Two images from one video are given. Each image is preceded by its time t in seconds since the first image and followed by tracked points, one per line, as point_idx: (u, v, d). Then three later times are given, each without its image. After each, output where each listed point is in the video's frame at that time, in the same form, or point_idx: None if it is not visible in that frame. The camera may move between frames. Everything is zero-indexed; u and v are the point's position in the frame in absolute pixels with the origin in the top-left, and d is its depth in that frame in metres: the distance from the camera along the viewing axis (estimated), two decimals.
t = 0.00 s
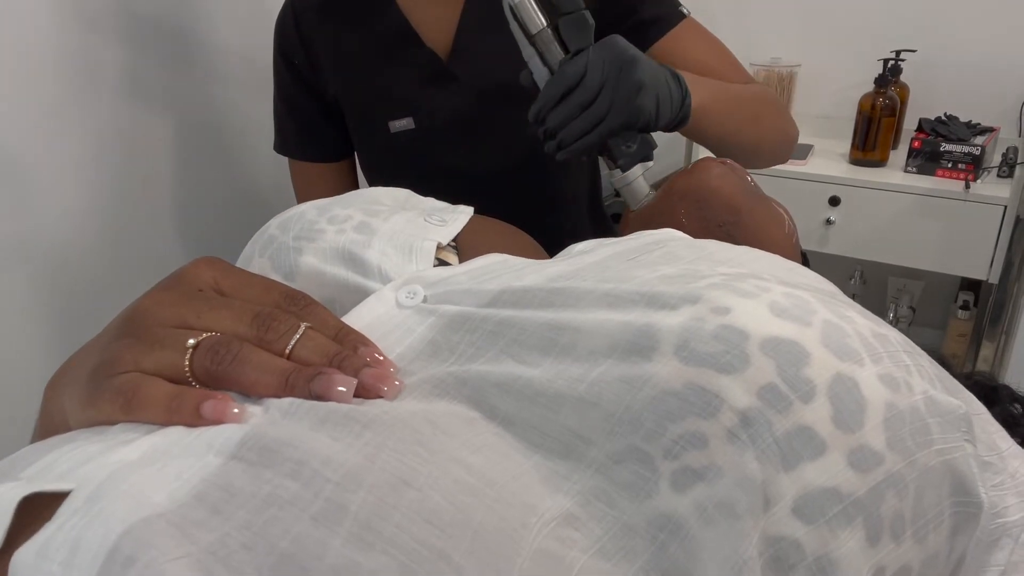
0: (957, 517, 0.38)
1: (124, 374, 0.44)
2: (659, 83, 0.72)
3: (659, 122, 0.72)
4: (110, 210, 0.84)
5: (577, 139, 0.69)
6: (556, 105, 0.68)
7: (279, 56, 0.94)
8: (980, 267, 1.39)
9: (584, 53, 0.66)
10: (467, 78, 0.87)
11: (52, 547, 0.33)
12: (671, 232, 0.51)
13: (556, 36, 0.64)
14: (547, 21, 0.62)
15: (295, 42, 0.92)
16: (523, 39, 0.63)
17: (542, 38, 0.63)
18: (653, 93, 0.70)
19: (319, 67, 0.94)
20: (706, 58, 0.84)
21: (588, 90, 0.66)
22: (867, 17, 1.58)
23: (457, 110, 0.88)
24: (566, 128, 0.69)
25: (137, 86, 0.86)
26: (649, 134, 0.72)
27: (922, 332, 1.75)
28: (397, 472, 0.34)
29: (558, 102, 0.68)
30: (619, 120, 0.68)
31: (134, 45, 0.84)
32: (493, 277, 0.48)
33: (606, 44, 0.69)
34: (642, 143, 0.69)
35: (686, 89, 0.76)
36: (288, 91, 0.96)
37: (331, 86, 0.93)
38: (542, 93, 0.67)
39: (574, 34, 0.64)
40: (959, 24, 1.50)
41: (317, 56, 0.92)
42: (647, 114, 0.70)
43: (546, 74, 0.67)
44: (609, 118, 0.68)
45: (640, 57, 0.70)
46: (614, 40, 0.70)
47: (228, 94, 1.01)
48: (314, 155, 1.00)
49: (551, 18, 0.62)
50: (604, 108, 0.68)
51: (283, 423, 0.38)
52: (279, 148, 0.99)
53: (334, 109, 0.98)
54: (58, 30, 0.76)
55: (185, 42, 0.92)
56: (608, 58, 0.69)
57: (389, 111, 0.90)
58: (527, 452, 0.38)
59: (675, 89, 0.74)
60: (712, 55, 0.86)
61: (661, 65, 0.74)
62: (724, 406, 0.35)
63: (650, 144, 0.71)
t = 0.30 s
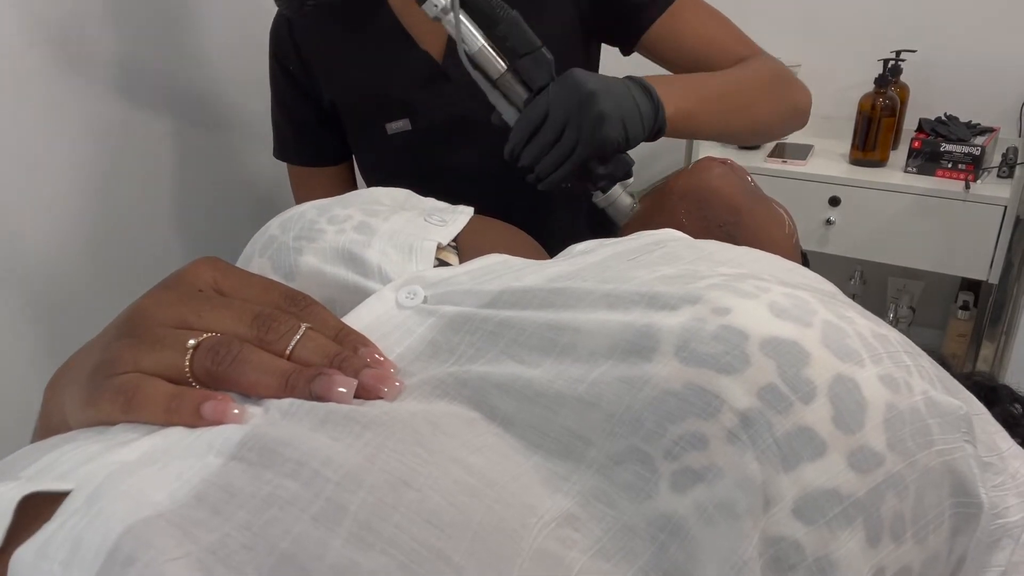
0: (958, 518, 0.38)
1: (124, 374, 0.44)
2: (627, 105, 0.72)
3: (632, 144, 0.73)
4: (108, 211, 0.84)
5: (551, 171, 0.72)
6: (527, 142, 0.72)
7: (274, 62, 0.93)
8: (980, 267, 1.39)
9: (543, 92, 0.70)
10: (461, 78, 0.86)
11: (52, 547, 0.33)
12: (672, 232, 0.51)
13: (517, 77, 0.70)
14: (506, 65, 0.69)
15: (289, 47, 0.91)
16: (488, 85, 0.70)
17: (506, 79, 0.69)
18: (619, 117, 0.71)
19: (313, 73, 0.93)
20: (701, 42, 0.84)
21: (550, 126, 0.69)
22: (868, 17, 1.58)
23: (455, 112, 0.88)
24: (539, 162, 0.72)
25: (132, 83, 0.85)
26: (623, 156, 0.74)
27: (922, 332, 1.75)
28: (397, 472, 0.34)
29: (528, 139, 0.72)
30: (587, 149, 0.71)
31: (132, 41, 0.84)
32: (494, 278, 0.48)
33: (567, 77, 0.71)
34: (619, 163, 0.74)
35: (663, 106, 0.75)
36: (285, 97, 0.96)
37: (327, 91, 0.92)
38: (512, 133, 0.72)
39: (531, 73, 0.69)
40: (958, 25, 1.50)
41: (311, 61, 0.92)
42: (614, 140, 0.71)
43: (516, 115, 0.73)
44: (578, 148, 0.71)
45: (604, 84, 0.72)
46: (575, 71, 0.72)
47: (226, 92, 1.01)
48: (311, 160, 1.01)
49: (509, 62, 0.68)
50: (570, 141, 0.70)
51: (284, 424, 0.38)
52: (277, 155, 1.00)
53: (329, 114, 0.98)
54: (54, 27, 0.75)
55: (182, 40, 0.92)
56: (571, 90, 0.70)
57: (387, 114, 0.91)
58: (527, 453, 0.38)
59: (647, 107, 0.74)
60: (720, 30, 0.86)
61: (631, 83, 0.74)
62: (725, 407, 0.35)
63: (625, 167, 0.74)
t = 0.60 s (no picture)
0: (958, 517, 0.38)
1: (125, 377, 0.44)
2: (601, 130, 0.71)
3: (609, 167, 0.72)
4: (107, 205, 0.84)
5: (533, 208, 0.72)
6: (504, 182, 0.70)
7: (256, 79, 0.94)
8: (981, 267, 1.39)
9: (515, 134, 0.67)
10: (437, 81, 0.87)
11: (54, 550, 0.34)
12: (671, 233, 0.51)
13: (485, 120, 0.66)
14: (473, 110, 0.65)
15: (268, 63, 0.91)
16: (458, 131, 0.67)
17: (474, 126, 0.66)
18: (595, 147, 0.70)
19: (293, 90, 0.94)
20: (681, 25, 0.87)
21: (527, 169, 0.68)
22: (868, 17, 1.58)
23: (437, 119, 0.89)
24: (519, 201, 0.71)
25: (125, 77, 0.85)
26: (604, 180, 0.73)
27: (921, 332, 1.75)
28: (398, 475, 0.34)
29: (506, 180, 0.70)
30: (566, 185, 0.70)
31: (123, 34, 0.83)
32: (494, 279, 0.48)
33: (536, 117, 0.68)
34: (599, 188, 0.73)
35: (636, 121, 0.74)
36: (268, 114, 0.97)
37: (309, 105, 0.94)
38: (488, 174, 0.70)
39: (502, 116, 0.66)
40: (958, 25, 1.50)
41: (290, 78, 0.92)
42: (593, 171, 0.70)
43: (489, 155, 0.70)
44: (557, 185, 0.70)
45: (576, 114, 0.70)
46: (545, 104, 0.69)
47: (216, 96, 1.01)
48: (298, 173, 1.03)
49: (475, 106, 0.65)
50: (548, 179, 0.69)
51: (285, 426, 0.38)
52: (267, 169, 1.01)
53: (314, 125, 1.00)
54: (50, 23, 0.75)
55: (172, 41, 0.91)
56: (543, 131, 0.67)
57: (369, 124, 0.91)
58: (527, 455, 0.38)
59: (622, 128, 0.73)
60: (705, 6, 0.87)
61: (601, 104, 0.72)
62: (724, 408, 0.35)
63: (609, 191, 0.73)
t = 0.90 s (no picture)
0: (958, 517, 0.38)
1: (124, 379, 0.44)
2: (587, 166, 0.77)
3: (598, 202, 0.77)
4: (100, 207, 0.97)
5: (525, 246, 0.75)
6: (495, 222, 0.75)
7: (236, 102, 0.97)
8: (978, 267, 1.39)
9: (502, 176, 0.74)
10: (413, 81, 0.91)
11: (53, 550, 0.34)
12: (671, 233, 0.51)
13: (468, 162, 0.75)
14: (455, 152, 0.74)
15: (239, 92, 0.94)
16: (443, 173, 0.75)
17: (458, 166, 0.75)
18: (581, 183, 0.75)
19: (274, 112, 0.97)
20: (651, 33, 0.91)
21: (514, 207, 0.74)
22: (868, 17, 1.58)
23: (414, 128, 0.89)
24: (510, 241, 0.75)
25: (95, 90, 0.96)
26: (596, 216, 0.78)
27: (920, 332, 1.75)
28: (398, 476, 0.34)
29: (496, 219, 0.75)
30: (556, 221, 0.75)
31: (85, 50, 0.93)
32: (493, 279, 0.48)
33: (525, 156, 0.74)
34: (591, 226, 0.77)
35: (622, 153, 0.80)
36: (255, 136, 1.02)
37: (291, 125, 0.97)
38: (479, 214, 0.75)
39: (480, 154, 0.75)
40: (959, 24, 1.50)
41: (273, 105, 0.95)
42: (581, 208, 0.75)
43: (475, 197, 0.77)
44: (546, 221, 0.75)
45: (560, 153, 0.75)
46: (530, 145, 0.75)
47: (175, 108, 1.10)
48: (287, 186, 1.08)
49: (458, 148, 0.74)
50: (536, 216, 0.74)
51: (286, 427, 0.38)
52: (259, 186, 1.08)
53: (294, 138, 1.03)
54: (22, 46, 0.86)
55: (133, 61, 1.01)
56: (528, 170, 0.73)
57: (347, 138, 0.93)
58: (528, 456, 0.38)
59: (607, 161, 0.79)
60: (687, 6, 0.90)
61: (586, 141, 0.79)
62: (725, 408, 0.35)
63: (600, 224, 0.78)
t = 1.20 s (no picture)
0: (958, 517, 0.38)
1: (123, 373, 0.44)
2: (574, 193, 0.74)
3: (588, 231, 0.74)
4: (98, 211, 0.98)
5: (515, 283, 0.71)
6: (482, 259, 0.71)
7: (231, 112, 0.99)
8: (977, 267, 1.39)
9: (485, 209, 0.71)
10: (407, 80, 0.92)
11: (53, 543, 0.34)
12: (672, 232, 0.51)
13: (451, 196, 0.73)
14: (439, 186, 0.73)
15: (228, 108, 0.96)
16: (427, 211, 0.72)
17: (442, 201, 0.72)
18: (568, 211, 0.72)
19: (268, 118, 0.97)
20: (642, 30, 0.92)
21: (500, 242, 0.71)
22: (869, 17, 1.58)
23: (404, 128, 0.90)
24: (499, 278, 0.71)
25: (90, 99, 0.96)
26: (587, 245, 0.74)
27: (920, 333, 1.75)
28: (398, 469, 0.34)
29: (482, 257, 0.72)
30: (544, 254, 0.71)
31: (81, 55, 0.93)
32: (494, 277, 0.48)
33: (508, 187, 0.72)
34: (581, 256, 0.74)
35: (609, 177, 0.78)
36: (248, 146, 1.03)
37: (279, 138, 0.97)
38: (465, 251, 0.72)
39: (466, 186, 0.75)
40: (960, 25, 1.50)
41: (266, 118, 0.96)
42: (570, 237, 0.71)
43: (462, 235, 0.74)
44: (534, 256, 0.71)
45: (545, 182, 0.73)
46: (512, 177, 0.73)
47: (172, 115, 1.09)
48: (282, 192, 1.08)
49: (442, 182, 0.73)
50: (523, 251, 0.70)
51: (286, 420, 0.38)
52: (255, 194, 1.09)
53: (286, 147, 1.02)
54: (15, 57, 0.85)
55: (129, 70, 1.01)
56: (511, 201, 0.71)
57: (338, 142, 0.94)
58: (528, 451, 0.38)
59: (595, 188, 0.76)
60: (675, 7, 0.90)
61: (571, 167, 0.77)
62: (726, 405, 0.35)
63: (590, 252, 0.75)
